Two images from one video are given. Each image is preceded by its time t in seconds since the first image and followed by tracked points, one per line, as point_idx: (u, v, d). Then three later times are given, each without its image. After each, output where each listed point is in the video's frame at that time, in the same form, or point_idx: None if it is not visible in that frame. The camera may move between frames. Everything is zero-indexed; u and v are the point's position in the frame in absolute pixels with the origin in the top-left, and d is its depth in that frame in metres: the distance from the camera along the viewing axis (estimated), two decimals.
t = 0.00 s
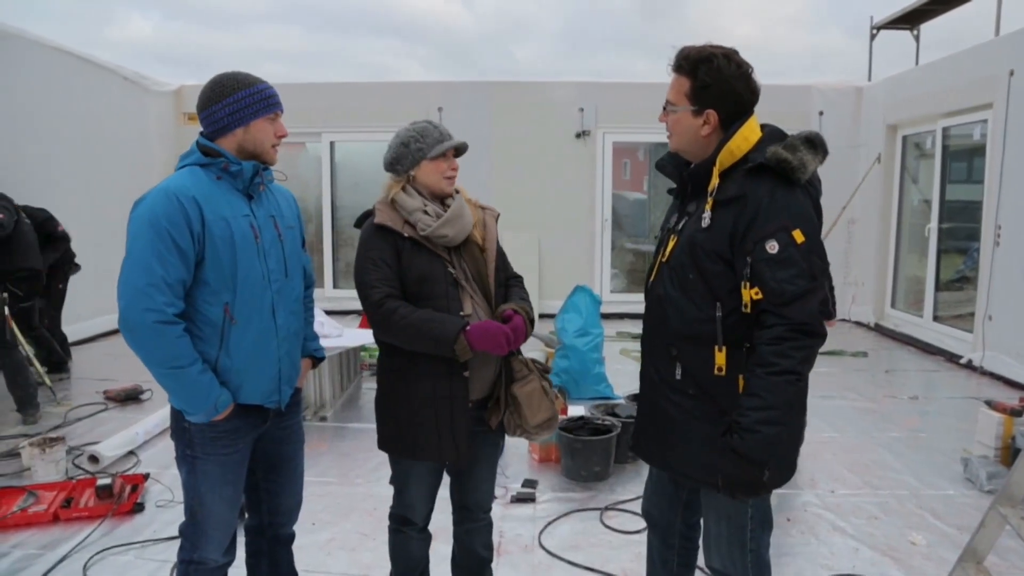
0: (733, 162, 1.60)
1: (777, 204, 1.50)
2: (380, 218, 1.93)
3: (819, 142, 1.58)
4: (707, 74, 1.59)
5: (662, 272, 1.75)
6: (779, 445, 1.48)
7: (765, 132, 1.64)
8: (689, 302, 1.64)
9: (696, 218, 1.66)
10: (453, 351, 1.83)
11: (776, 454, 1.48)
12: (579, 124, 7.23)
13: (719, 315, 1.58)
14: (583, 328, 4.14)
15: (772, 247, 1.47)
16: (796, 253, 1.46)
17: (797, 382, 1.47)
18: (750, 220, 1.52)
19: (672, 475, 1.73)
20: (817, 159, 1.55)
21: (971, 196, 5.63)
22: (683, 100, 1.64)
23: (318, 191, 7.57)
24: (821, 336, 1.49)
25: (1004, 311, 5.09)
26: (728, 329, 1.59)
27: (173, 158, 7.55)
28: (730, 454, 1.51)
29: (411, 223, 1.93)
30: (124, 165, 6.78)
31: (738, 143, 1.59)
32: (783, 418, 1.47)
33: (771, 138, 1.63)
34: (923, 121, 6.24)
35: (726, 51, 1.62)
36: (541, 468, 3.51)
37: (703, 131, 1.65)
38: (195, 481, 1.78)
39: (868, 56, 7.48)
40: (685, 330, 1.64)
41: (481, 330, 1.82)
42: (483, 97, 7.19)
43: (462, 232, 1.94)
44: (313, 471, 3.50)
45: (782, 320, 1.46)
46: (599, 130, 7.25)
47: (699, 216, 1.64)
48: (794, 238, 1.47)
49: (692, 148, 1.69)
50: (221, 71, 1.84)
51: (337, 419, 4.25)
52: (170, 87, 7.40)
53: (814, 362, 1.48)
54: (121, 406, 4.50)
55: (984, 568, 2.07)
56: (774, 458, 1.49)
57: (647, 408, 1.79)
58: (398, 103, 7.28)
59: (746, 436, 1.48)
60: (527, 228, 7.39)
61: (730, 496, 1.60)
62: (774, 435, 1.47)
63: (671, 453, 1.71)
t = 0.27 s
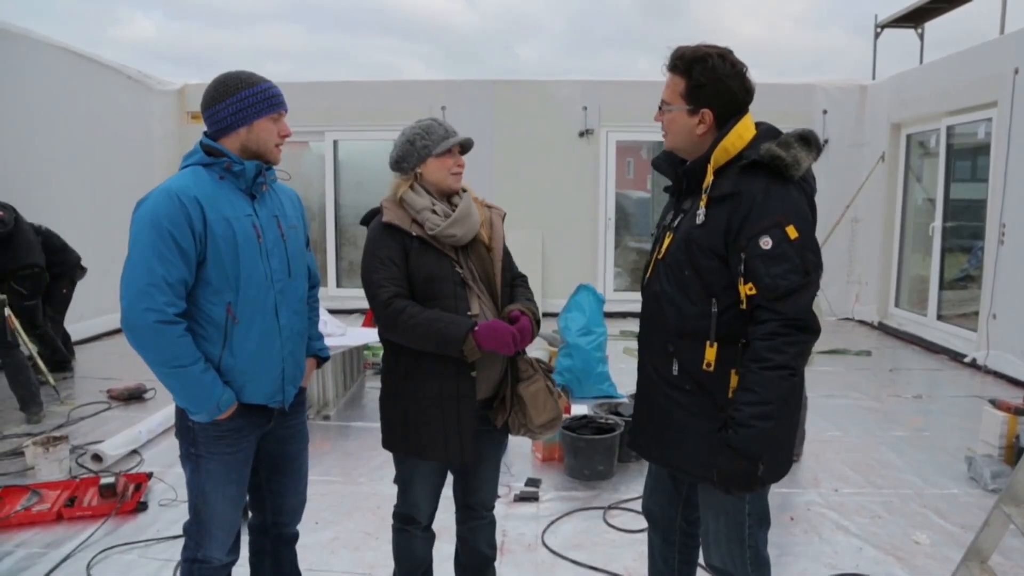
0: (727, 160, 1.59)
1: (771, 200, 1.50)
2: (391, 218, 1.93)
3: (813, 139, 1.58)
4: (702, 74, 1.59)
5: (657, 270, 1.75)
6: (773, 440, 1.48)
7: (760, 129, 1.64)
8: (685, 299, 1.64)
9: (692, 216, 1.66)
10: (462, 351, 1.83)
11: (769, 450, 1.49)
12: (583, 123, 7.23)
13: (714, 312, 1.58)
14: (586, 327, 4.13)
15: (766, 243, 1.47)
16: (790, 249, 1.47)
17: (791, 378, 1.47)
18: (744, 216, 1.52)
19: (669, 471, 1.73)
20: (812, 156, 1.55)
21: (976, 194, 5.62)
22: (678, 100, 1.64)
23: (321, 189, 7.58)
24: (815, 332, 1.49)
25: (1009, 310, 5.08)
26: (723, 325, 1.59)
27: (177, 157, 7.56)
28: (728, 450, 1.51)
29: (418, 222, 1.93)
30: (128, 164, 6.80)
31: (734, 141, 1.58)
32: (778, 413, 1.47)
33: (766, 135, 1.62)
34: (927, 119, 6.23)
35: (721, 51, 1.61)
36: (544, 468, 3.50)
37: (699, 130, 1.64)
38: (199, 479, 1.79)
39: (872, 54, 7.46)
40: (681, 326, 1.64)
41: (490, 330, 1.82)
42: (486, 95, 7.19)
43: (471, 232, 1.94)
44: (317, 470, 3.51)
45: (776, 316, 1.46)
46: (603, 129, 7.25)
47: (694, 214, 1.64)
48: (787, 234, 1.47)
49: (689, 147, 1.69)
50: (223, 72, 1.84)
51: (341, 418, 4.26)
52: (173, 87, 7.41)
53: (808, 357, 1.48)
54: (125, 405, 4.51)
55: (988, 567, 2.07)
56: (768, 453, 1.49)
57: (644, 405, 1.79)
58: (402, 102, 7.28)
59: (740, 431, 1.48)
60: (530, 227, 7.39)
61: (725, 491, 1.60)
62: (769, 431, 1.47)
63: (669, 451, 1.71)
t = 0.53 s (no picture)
0: (725, 159, 1.59)
1: (769, 199, 1.50)
2: (389, 216, 1.92)
3: (811, 138, 1.57)
4: (702, 72, 1.59)
5: (655, 268, 1.75)
6: (767, 439, 1.48)
7: (758, 129, 1.64)
8: (682, 297, 1.64)
9: (689, 214, 1.66)
10: (459, 351, 1.83)
11: (764, 448, 1.48)
12: (582, 122, 7.23)
13: (711, 310, 1.58)
14: (586, 326, 4.14)
15: (762, 242, 1.47)
16: (786, 248, 1.46)
17: (786, 377, 1.47)
18: (741, 215, 1.52)
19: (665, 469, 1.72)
20: (809, 155, 1.55)
21: (976, 193, 5.62)
22: (677, 98, 1.63)
23: (321, 188, 7.58)
24: (811, 331, 1.49)
25: (1008, 308, 5.08)
26: (719, 324, 1.59)
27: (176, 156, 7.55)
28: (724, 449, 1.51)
29: (417, 221, 1.93)
30: (127, 163, 6.79)
31: (732, 139, 1.58)
32: (773, 412, 1.47)
33: (763, 134, 1.62)
34: (927, 118, 6.22)
35: (720, 50, 1.61)
36: (544, 467, 3.50)
37: (697, 129, 1.64)
38: (198, 479, 1.79)
39: (872, 53, 7.46)
40: (678, 324, 1.64)
41: (488, 330, 1.82)
42: (486, 94, 7.19)
43: (469, 231, 1.94)
44: (316, 469, 3.50)
45: (772, 314, 1.45)
46: (602, 128, 7.24)
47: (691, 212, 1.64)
48: (784, 233, 1.47)
49: (688, 146, 1.69)
50: (223, 70, 1.84)
51: (340, 417, 4.25)
52: (172, 85, 7.40)
53: (804, 356, 1.48)
54: (124, 404, 4.51)
55: (988, 567, 2.06)
56: (763, 451, 1.49)
57: (640, 403, 1.79)
58: (401, 101, 7.28)
59: (735, 429, 1.48)
60: (530, 226, 7.39)
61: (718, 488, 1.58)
62: (764, 429, 1.47)
63: (665, 448, 1.71)
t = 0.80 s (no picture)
0: (725, 158, 1.59)
1: (770, 198, 1.50)
2: (381, 216, 1.93)
3: (811, 137, 1.57)
4: (701, 70, 1.58)
5: (654, 265, 1.74)
6: (767, 438, 1.48)
7: (757, 128, 1.63)
8: (682, 295, 1.63)
9: (689, 212, 1.66)
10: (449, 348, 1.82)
11: (764, 447, 1.48)
12: (581, 120, 7.22)
13: (711, 309, 1.58)
14: (585, 325, 4.14)
15: (762, 241, 1.47)
16: (786, 247, 1.46)
17: (785, 375, 1.47)
18: (741, 214, 1.52)
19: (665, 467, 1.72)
20: (810, 154, 1.54)
21: (975, 192, 5.61)
22: (677, 96, 1.63)
23: (320, 187, 7.57)
24: (810, 329, 1.49)
25: (1007, 307, 5.08)
26: (719, 323, 1.58)
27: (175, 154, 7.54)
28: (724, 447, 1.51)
29: (411, 220, 1.92)
30: (125, 161, 6.78)
31: (733, 137, 1.58)
32: (773, 411, 1.47)
33: (763, 133, 1.61)
34: (926, 117, 6.21)
35: (720, 49, 1.60)
36: (542, 465, 3.50)
37: (697, 127, 1.64)
38: (196, 478, 1.78)
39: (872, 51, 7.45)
40: (677, 322, 1.64)
41: (478, 327, 1.81)
42: (485, 92, 7.17)
43: (462, 232, 1.93)
44: (315, 468, 3.50)
45: (772, 313, 1.45)
46: (601, 126, 7.24)
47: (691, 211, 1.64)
48: (784, 232, 1.46)
49: (687, 144, 1.68)
50: (222, 67, 1.83)
51: (339, 415, 4.25)
52: (171, 83, 7.39)
53: (803, 355, 1.48)
54: (123, 402, 4.51)
55: (987, 565, 2.06)
56: (763, 450, 1.49)
57: (640, 401, 1.78)
58: (400, 99, 7.26)
59: (735, 428, 1.48)
60: (529, 224, 7.38)
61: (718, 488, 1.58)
62: (764, 428, 1.47)
63: (664, 446, 1.71)
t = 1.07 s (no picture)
0: (725, 155, 1.58)
1: (772, 195, 1.49)
2: (373, 216, 1.93)
3: (812, 134, 1.56)
4: (701, 67, 1.58)
5: (655, 264, 1.74)
6: (771, 436, 1.47)
7: (758, 125, 1.62)
8: (683, 293, 1.63)
9: (690, 211, 1.65)
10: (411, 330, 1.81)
11: (767, 445, 1.48)
12: (581, 118, 7.22)
13: (713, 307, 1.57)
14: (585, 323, 4.14)
15: (765, 238, 1.46)
16: (789, 245, 1.46)
17: (789, 373, 1.46)
18: (743, 212, 1.51)
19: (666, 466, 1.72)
20: (810, 151, 1.53)
21: (975, 191, 5.60)
22: (677, 94, 1.62)
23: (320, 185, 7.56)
24: (814, 327, 1.48)
25: (1008, 306, 5.07)
26: (721, 321, 1.58)
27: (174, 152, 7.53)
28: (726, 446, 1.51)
29: (404, 219, 1.92)
30: (125, 159, 6.78)
31: (734, 135, 1.57)
32: (778, 410, 1.46)
33: (764, 130, 1.61)
34: (927, 115, 6.20)
35: (720, 45, 1.60)
36: (542, 463, 3.50)
37: (698, 125, 1.63)
38: (195, 476, 1.78)
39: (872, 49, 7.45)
40: (678, 321, 1.64)
41: (436, 305, 1.80)
42: (484, 90, 7.17)
43: (455, 232, 1.91)
44: (314, 466, 3.50)
45: (775, 311, 1.45)
46: (601, 124, 7.23)
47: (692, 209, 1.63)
48: (787, 230, 1.46)
49: (688, 142, 1.68)
50: (219, 65, 1.83)
51: (339, 413, 4.25)
52: (170, 81, 7.38)
53: (807, 353, 1.48)
54: (122, 401, 4.50)
55: (987, 564, 2.06)
56: (767, 448, 1.48)
57: (641, 400, 1.78)
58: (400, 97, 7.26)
59: (738, 427, 1.47)
60: (529, 222, 7.37)
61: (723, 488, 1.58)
62: (767, 427, 1.46)
63: (665, 445, 1.70)
